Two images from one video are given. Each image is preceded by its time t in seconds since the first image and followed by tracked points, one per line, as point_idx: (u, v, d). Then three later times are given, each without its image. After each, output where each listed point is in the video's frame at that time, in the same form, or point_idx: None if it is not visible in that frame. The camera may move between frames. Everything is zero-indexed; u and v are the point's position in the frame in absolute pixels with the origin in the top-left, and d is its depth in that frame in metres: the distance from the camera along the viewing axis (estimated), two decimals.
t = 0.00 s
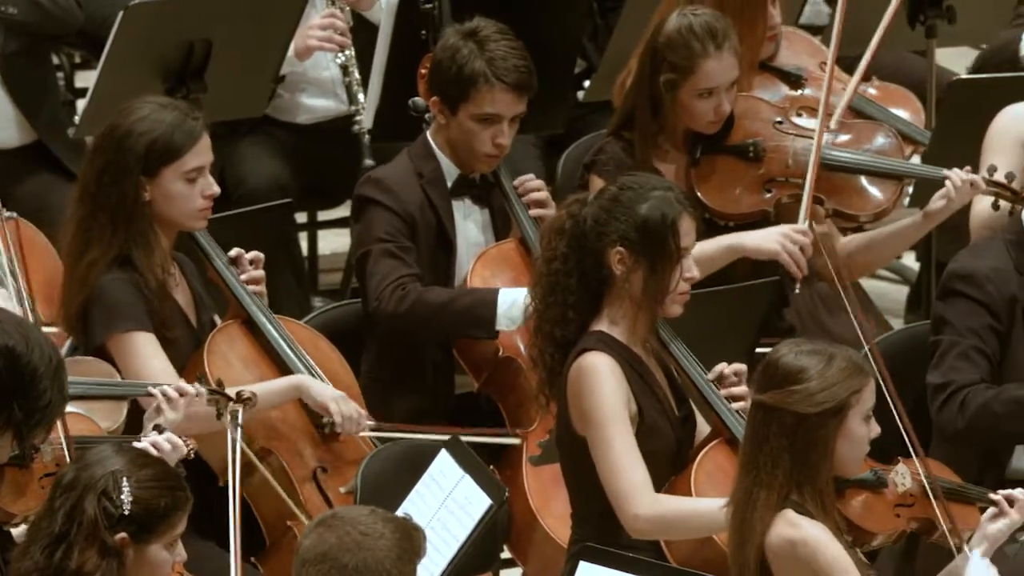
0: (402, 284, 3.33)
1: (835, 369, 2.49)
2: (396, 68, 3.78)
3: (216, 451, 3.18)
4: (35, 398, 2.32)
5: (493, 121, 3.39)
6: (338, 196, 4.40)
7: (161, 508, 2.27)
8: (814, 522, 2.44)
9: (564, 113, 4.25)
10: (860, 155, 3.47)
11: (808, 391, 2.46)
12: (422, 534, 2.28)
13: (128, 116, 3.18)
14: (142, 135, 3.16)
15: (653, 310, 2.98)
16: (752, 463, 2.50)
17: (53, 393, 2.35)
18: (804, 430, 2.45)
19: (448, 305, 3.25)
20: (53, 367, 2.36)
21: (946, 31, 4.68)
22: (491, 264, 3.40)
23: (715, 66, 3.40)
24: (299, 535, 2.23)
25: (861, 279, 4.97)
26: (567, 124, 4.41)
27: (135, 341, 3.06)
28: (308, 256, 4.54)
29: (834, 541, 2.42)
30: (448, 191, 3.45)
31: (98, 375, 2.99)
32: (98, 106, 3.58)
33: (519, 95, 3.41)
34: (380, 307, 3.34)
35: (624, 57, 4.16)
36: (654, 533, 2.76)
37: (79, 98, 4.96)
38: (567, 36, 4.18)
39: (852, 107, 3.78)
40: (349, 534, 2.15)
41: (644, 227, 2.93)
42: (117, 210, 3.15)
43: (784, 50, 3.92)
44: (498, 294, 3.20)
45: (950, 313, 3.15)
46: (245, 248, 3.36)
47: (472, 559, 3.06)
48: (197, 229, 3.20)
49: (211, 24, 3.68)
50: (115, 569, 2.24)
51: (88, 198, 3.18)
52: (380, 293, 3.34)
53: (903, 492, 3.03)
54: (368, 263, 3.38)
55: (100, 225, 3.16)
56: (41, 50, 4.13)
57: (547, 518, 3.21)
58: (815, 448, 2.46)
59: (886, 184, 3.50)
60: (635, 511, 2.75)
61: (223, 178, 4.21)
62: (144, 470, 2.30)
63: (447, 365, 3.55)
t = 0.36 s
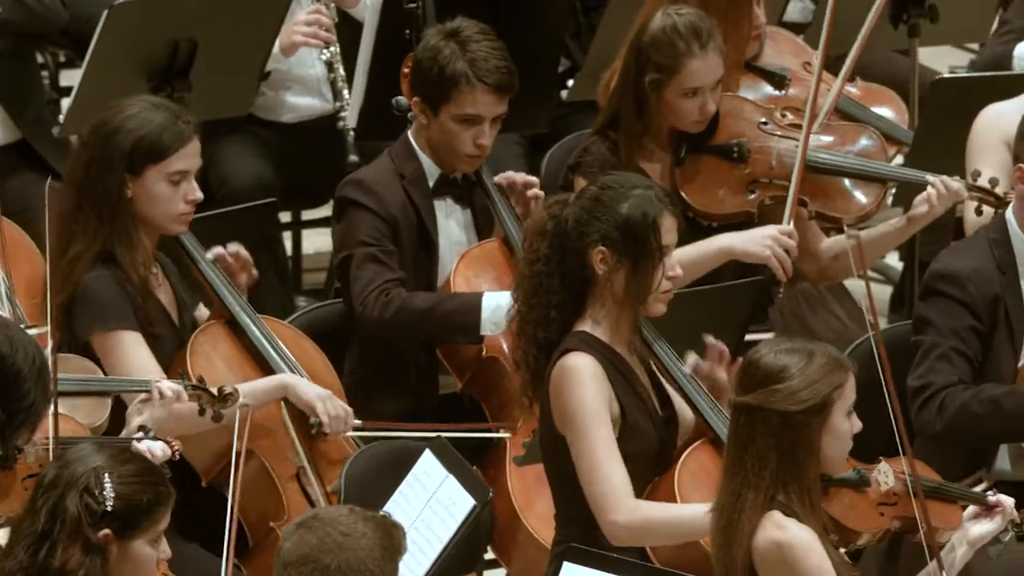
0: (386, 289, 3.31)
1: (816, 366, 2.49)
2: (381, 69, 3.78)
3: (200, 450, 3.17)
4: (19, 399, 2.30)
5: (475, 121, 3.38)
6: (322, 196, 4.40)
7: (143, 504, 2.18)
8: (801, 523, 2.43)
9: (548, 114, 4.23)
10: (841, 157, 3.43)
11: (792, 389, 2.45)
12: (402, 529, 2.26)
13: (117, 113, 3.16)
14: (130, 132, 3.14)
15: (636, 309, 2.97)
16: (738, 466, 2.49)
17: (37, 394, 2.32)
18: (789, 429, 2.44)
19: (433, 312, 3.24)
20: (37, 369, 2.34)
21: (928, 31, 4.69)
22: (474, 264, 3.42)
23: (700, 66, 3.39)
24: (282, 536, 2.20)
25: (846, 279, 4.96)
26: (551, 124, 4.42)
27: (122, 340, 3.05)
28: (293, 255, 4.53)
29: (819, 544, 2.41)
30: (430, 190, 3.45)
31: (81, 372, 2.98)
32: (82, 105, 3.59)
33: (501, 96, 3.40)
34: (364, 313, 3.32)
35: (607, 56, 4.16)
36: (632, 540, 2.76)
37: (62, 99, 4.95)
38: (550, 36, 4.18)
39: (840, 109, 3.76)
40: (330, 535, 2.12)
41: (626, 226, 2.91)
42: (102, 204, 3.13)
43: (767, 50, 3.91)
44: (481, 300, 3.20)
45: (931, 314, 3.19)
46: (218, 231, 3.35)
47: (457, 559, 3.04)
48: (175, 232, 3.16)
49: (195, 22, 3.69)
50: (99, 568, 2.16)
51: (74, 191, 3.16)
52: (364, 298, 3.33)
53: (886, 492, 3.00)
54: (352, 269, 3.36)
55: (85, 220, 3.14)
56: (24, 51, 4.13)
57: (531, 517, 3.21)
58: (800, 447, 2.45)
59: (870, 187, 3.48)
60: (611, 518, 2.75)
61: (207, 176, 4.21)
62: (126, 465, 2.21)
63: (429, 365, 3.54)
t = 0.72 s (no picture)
0: (366, 303, 3.31)
1: (799, 369, 2.48)
2: (365, 71, 3.80)
3: (185, 454, 3.16)
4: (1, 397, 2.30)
5: (454, 118, 3.39)
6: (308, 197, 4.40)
7: (132, 502, 2.25)
8: (784, 527, 2.42)
9: (530, 113, 4.27)
10: (825, 153, 3.47)
11: (775, 391, 2.45)
12: (378, 525, 2.26)
13: (97, 114, 3.18)
14: (111, 133, 3.16)
15: (622, 309, 2.98)
16: (720, 467, 2.48)
17: (19, 393, 2.33)
18: (771, 430, 2.44)
19: (413, 322, 3.23)
20: (19, 368, 2.35)
21: (912, 31, 4.71)
22: (458, 264, 3.41)
23: (682, 60, 3.39)
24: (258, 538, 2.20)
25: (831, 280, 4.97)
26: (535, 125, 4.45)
27: (100, 347, 3.06)
28: (278, 255, 4.54)
29: (802, 547, 2.40)
30: (409, 191, 3.45)
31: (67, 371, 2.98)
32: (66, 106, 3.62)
33: (478, 91, 3.42)
34: (345, 328, 3.32)
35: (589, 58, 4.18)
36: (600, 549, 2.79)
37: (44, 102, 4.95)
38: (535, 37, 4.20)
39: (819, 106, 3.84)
40: (307, 538, 2.12)
41: (609, 227, 2.91)
42: (82, 205, 3.15)
43: (746, 52, 3.95)
44: (459, 316, 3.20)
45: (916, 316, 3.18)
46: (178, 213, 3.31)
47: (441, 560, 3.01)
48: (159, 231, 3.21)
49: (180, 24, 3.70)
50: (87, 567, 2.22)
51: (56, 192, 3.18)
52: (344, 312, 3.32)
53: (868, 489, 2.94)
54: (332, 277, 3.36)
55: (66, 221, 3.15)
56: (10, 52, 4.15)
57: (516, 520, 3.21)
58: (782, 447, 2.45)
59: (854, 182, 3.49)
60: (580, 529, 2.79)
61: (193, 176, 4.22)
62: (114, 466, 2.28)
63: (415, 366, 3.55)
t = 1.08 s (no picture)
0: (336, 304, 3.34)
1: (779, 363, 2.46)
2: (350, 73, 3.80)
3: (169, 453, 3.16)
4: None
5: (428, 110, 3.43)
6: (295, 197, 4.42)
7: (115, 501, 2.25)
8: (768, 531, 2.38)
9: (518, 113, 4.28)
10: (814, 149, 3.53)
11: (752, 378, 2.43)
12: (348, 523, 2.26)
13: (78, 116, 3.20)
14: (93, 134, 3.18)
15: (606, 308, 2.86)
16: (697, 456, 2.46)
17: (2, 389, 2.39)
18: (744, 420, 2.42)
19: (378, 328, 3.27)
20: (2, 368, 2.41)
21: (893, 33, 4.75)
22: (439, 266, 3.43)
23: (665, 51, 3.41)
24: (228, 541, 2.19)
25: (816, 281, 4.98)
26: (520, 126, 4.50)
27: (81, 350, 3.09)
28: (264, 256, 4.56)
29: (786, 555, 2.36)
30: (387, 191, 3.48)
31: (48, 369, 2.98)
32: (50, 108, 3.64)
33: (450, 82, 3.46)
34: (314, 330, 3.35)
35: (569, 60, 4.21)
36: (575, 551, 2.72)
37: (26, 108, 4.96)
38: (520, 37, 4.24)
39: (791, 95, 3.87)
40: (277, 541, 2.11)
41: (593, 227, 2.81)
42: (64, 207, 3.17)
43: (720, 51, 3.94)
44: (426, 318, 3.23)
45: (895, 314, 3.19)
46: (161, 213, 3.32)
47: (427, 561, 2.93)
48: (144, 230, 3.23)
49: (167, 26, 3.74)
50: (72, 565, 2.22)
51: (38, 194, 3.20)
52: (313, 314, 3.35)
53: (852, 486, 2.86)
54: (304, 277, 3.39)
55: (49, 223, 3.17)
56: None
57: (499, 520, 3.20)
58: (755, 436, 2.42)
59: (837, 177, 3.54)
60: (554, 531, 2.71)
61: (180, 178, 4.25)
62: (97, 465, 2.28)
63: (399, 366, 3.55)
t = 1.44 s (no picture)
0: (303, 304, 3.34)
1: (749, 360, 2.45)
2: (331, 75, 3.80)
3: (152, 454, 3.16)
4: None
5: (406, 105, 3.45)
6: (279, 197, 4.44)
7: (88, 497, 2.24)
8: (749, 535, 2.37)
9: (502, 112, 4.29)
10: (796, 145, 3.55)
11: (724, 377, 2.42)
12: (327, 523, 2.24)
13: (61, 115, 3.20)
14: (76, 134, 3.18)
15: (588, 307, 2.84)
16: (675, 458, 2.45)
17: None
18: (717, 420, 2.41)
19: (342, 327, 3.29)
20: None
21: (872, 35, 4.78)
22: (421, 267, 3.44)
23: (646, 45, 3.43)
24: (206, 544, 2.17)
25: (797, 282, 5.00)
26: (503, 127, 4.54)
27: (61, 351, 3.09)
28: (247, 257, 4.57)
29: (765, 559, 2.35)
30: (367, 191, 3.49)
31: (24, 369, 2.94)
32: (33, 108, 3.65)
33: (426, 76, 3.49)
34: (283, 329, 3.36)
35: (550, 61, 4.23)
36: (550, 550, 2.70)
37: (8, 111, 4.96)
38: (504, 37, 4.27)
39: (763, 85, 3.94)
40: (255, 542, 2.10)
41: (566, 228, 2.79)
42: (46, 206, 3.17)
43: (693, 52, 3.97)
44: (391, 320, 3.26)
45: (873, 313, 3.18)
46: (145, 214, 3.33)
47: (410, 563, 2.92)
48: (128, 230, 3.21)
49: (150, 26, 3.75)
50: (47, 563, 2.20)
51: (21, 194, 3.20)
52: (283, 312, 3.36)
53: (836, 481, 2.80)
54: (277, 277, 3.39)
55: (32, 222, 3.18)
56: None
57: (482, 521, 3.19)
58: (732, 436, 2.41)
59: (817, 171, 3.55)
60: (529, 530, 2.69)
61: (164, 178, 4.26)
62: (69, 462, 2.27)
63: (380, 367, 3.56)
